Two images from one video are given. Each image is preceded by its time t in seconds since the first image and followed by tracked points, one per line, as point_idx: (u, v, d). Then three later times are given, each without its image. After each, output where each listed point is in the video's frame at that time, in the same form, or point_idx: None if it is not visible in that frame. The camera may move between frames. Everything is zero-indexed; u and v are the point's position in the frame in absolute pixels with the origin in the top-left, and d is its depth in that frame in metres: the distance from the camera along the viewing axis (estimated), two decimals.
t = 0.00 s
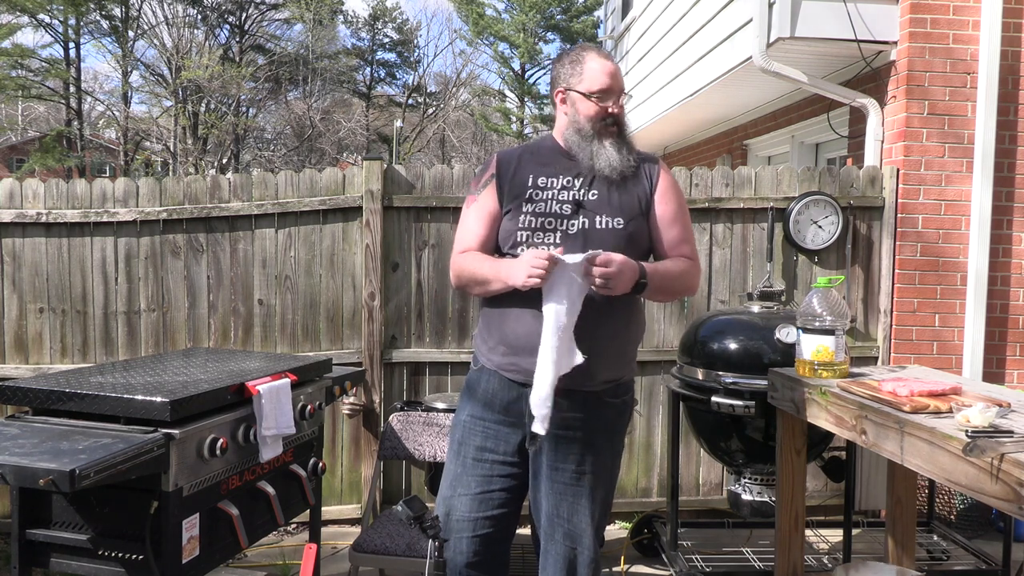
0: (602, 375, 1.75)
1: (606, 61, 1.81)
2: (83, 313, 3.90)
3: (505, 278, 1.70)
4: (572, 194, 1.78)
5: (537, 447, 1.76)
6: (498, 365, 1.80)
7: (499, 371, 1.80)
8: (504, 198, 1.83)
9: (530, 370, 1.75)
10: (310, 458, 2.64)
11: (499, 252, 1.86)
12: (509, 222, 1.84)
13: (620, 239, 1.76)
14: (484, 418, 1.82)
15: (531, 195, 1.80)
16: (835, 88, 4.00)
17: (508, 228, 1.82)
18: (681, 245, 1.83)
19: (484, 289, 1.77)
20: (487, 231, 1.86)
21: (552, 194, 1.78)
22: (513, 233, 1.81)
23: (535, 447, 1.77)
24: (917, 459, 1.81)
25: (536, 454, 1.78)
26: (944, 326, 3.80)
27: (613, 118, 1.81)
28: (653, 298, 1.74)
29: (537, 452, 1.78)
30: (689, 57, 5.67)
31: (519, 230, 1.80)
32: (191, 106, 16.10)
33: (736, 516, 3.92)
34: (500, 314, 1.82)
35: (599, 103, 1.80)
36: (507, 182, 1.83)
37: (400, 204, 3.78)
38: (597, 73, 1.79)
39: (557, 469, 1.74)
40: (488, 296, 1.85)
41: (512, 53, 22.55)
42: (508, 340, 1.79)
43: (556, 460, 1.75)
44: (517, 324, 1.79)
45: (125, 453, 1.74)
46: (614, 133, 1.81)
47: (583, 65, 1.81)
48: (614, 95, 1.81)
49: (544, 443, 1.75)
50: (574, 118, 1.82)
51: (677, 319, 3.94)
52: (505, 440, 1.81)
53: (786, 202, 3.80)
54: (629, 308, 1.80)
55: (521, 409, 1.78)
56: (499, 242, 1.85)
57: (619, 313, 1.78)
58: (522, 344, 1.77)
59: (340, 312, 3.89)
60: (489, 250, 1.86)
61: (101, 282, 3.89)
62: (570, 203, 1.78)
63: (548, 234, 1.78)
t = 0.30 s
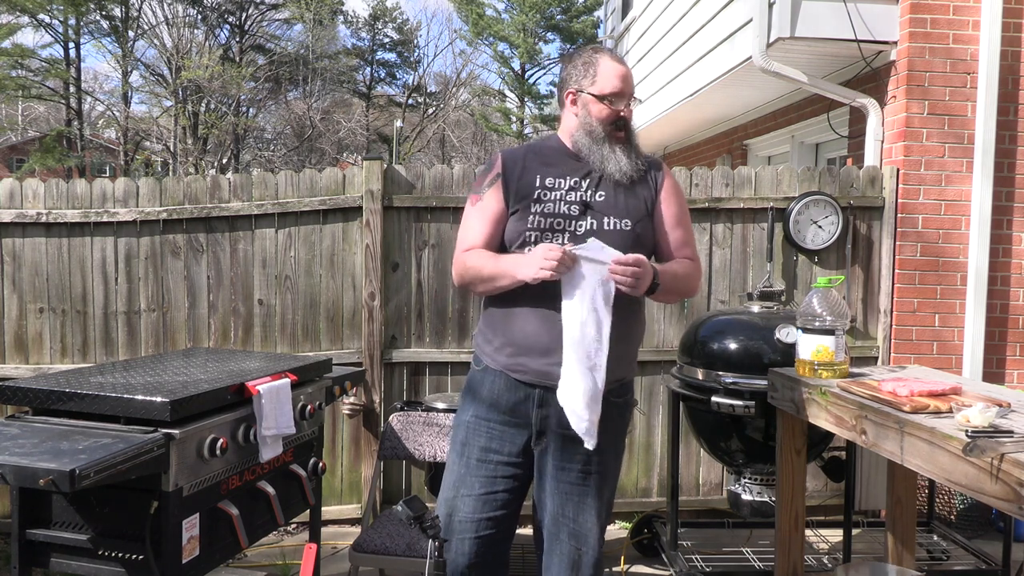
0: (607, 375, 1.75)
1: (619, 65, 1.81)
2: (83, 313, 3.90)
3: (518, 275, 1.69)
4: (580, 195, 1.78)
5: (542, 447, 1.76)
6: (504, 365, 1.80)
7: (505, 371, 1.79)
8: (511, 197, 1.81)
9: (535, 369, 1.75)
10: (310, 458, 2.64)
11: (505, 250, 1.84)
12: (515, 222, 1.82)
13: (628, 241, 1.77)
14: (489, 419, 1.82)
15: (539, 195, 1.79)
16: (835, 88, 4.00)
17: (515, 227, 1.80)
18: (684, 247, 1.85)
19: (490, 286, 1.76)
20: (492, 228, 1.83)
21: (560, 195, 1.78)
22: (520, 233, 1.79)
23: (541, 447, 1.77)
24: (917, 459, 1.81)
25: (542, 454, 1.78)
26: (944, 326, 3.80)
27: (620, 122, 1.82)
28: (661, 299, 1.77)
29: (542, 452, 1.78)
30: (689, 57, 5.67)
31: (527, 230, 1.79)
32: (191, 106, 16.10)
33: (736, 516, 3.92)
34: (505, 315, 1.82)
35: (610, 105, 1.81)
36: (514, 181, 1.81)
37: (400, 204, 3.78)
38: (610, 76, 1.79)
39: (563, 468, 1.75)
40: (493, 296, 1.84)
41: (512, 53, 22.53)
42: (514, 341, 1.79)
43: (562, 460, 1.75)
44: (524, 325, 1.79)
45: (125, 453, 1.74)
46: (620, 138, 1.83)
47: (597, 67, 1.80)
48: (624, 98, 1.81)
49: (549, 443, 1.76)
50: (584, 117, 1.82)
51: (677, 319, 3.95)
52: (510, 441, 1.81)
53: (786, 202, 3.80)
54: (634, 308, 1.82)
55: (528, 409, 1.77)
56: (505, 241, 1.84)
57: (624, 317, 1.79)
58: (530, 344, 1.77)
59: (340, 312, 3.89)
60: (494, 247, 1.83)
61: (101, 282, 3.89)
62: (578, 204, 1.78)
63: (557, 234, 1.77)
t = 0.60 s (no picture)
0: (608, 375, 1.75)
1: (581, 49, 1.80)
2: (83, 313, 3.90)
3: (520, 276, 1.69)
4: (580, 196, 1.79)
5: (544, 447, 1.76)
6: (505, 365, 1.80)
7: (506, 371, 1.80)
8: (513, 198, 1.82)
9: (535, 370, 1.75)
10: (310, 458, 2.64)
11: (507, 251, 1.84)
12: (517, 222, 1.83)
13: (629, 242, 1.77)
14: (491, 419, 1.82)
15: (540, 196, 1.79)
16: (835, 88, 4.00)
17: (517, 228, 1.81)
18: (685, 248, 1.83)
19: (501, 285, 1.74)
20: (495, 229, 1.83)
21: (561, 195, 1.79)
22: (522, 233, 1.80)
23: (542, 447, 1.77)
24: (917, 459, 1.81)
25: (542, 454, 1.78)
26: (944, 326, 3.80)
27: (575, 102, 1.80)
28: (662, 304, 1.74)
29: (543, 452, 1.78)
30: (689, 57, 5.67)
31: (529, 230, 1.79)
32: (191, 106, 16.10)
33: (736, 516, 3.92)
34: (507, 316, 1.82)
35: (567, 90, 1.82)
36: (516, 182, 1.83)
37: (400, 204, 3.78)
38: (570, 66, 1.80)
39: (563, 469, 1.75)
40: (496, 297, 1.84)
41: (512, 53, 22.53)
42: (515, 341, 1.79)
43: (563, 460, 1.75)
44: (525, 326, 1.78)
45: (125, 453, 1.74)
46: (574, 116, 1.80)
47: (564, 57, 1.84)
48: (577, 79, 1.80)
49: (550, 443, 1.76)
50: (554, 107, 1.86)
51: (677, 319, 3.95)
52: (511, 441, 1.81)
53: (786, 202, 3.80)
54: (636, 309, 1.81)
55: (529, 409, 1.77)
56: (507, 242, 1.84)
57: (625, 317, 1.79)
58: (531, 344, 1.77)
59: (340, 312, 3.89)
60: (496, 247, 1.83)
61: (101, 282, 3.89)
62: (579, 204, 1.78)
63: (558, 234, 1.77)
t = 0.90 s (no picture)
0: (606, 375, 1.75)
1: (572, 53, 1.79)
2: (83, 313, 3.90)
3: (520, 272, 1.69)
4: (575, 196, 1.79)
5: (541, 447, 1.76)
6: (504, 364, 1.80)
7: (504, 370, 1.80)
8: (510, 199, 1.83)
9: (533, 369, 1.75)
10: (310, 458, 2.64)
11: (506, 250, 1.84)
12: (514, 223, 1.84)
13: (625, 241, 1.76)
14: (489, 419, 1.83)
15: (536, 196, 1.80)
16: (835, 88, 4.00)
17: (513, 228, 1.82)
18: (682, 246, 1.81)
19: (502, 282, 1.75)
20: (494, 228, 1.84)
21: (556, 195, 1.79)
22: (518, 233, 1.80)
23: (540, 447, 1.77)
24: (917, 458, 1.81)
25: (540, 454, 1.78)
26: (944, 326, 3.80)
27: (569, 109, 1.81)
28: (653, 299, 1.74)
29: (541, 451, 1.78)
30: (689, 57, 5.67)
31: (524, 230, 1.79)
32: (191, 106, 16.08)
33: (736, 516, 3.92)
34: (507, 314, 1.83)
35: (560, 97, 1.83)
36: (513, 183, 1.84)
37: (400, 204, 3.78)
38: (562, 74, 1.80)
39: (561, 469, 1.74)
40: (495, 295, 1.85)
41: (512, 53, 22.53)
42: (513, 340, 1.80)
43: (561, 460, 1.74)
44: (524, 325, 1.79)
45: (125, 453, 1.74)
46: (570, 124, 1.80)
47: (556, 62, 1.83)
48: (569, 86, 1.80)
49: (548, 443, 1.76)
50: (549, 113, 1.87)
51: (677, 319, 3.95)
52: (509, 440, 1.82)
53: (786, 202, 3.80)
54: (634, 308, 1.81)
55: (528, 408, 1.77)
56: (505, 242, 1.84)
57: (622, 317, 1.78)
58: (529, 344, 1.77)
59: (340, 312, 3.89)
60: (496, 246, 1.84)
61: (101, 282, 3.89)
62: (573, 204, 1.78)
63: (554, 235, 1.77)
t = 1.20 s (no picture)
0: (604, 375, 1.75)
1: (560, 56, 1.79)
2: (83, 313, 3.90)
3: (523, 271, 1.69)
4: (572, 196, 1.79)
5: (539, 447, 1.76)
6: (501, 363, 1.80)
7: (502, 369, 1.80)
8: (508, 200, 1.84)
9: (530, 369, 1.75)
10: (310, 458, 2.64)
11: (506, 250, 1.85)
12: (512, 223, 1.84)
13: (621, 241, 1.76)
14: (487, 418, 1.82)
15: (533, 196, 1.81)
16: (835, 88, 4.00)
17: (511, 229, 1.83)
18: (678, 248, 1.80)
19: (505, 283, 1.75)
20: (493, 228, 1.85)
21: (553, 195, 1.79)
22: (516, 233, 1.81)
23: (538, 447, 1.77)
24: (917, 459, 1.81)
25: (538, 454, 1.78)
26: (944, 326, 3.80)
27: (558, 114, 1.80)
28: (647, 302, 1.74)
29: (539, 452, 1.77)
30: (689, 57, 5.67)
31: (522, 230, 1.80)
32: (191, 106, 16.08)
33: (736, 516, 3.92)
34: (507, 314, 1.82)
35: (550, 102, 1.83)
36: (512, 184, 1.85)
37: (400, 204, 3.78)
38: (551, 77, 1.80)
39: (559, 469, 1.74)
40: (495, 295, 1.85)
41: (512, 53, 22.53)
42: (512, 340, 1.80)
43: (560, 460, 1.74)
44: (523, 325, 1.78)
45: (125, 453, 1.74)
46: (560, 126, 1.79)
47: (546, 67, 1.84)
48: (557, 90, 1.80)
49: (546, 444, 1.76)
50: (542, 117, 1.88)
51: (677, 319, 3.95)
52: (508, 440, 1.81)
53: (786, 202, 3.80)
54: (632, 308, 1.80)
55: (526, 408, 1.77)
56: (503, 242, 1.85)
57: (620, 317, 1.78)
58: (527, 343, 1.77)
59: (340, 312, 3.89)
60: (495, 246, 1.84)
61: (101, 282, 3.89)
62: (570, 204, 1.78)
63: (551, 235, 1.78)
